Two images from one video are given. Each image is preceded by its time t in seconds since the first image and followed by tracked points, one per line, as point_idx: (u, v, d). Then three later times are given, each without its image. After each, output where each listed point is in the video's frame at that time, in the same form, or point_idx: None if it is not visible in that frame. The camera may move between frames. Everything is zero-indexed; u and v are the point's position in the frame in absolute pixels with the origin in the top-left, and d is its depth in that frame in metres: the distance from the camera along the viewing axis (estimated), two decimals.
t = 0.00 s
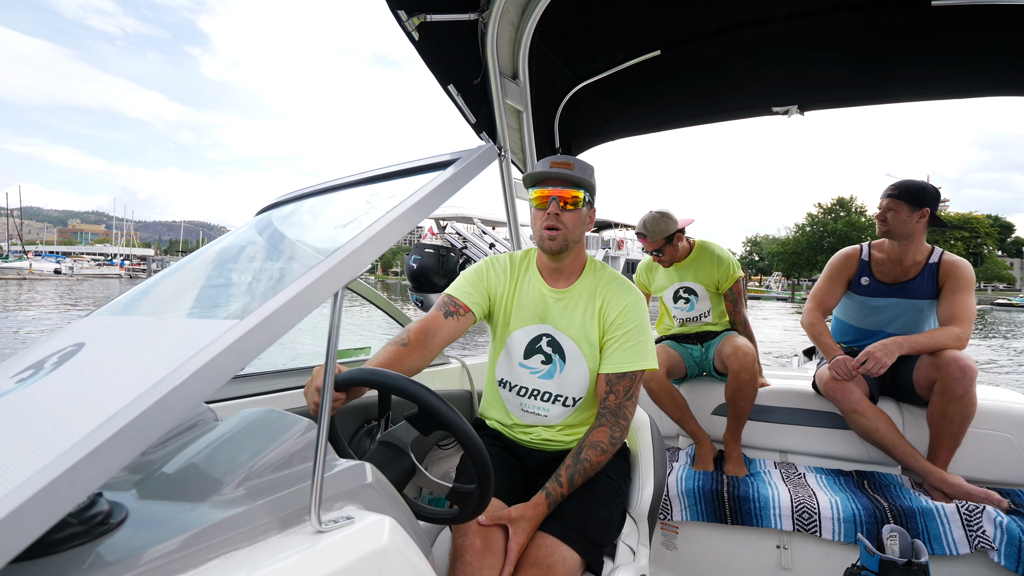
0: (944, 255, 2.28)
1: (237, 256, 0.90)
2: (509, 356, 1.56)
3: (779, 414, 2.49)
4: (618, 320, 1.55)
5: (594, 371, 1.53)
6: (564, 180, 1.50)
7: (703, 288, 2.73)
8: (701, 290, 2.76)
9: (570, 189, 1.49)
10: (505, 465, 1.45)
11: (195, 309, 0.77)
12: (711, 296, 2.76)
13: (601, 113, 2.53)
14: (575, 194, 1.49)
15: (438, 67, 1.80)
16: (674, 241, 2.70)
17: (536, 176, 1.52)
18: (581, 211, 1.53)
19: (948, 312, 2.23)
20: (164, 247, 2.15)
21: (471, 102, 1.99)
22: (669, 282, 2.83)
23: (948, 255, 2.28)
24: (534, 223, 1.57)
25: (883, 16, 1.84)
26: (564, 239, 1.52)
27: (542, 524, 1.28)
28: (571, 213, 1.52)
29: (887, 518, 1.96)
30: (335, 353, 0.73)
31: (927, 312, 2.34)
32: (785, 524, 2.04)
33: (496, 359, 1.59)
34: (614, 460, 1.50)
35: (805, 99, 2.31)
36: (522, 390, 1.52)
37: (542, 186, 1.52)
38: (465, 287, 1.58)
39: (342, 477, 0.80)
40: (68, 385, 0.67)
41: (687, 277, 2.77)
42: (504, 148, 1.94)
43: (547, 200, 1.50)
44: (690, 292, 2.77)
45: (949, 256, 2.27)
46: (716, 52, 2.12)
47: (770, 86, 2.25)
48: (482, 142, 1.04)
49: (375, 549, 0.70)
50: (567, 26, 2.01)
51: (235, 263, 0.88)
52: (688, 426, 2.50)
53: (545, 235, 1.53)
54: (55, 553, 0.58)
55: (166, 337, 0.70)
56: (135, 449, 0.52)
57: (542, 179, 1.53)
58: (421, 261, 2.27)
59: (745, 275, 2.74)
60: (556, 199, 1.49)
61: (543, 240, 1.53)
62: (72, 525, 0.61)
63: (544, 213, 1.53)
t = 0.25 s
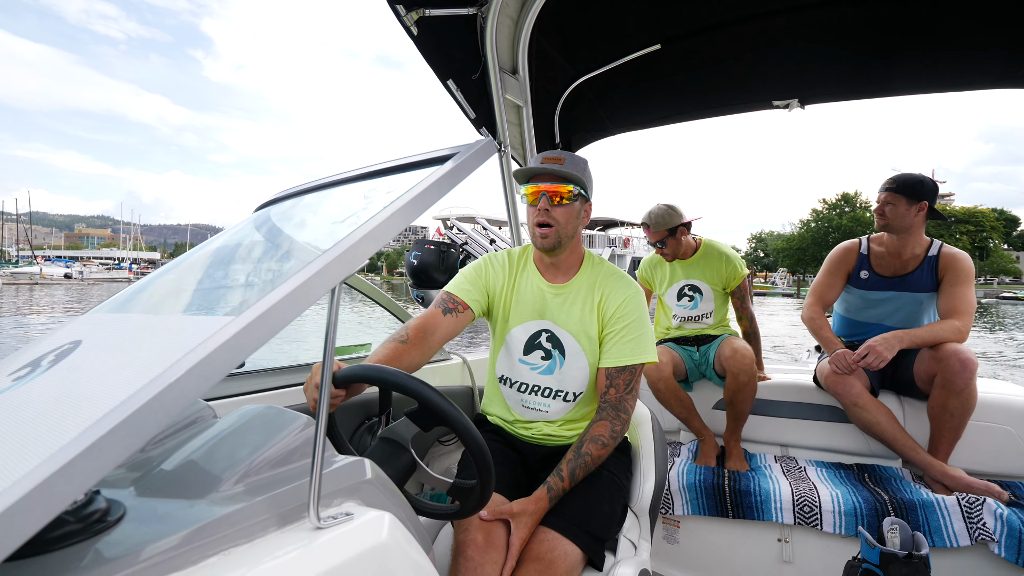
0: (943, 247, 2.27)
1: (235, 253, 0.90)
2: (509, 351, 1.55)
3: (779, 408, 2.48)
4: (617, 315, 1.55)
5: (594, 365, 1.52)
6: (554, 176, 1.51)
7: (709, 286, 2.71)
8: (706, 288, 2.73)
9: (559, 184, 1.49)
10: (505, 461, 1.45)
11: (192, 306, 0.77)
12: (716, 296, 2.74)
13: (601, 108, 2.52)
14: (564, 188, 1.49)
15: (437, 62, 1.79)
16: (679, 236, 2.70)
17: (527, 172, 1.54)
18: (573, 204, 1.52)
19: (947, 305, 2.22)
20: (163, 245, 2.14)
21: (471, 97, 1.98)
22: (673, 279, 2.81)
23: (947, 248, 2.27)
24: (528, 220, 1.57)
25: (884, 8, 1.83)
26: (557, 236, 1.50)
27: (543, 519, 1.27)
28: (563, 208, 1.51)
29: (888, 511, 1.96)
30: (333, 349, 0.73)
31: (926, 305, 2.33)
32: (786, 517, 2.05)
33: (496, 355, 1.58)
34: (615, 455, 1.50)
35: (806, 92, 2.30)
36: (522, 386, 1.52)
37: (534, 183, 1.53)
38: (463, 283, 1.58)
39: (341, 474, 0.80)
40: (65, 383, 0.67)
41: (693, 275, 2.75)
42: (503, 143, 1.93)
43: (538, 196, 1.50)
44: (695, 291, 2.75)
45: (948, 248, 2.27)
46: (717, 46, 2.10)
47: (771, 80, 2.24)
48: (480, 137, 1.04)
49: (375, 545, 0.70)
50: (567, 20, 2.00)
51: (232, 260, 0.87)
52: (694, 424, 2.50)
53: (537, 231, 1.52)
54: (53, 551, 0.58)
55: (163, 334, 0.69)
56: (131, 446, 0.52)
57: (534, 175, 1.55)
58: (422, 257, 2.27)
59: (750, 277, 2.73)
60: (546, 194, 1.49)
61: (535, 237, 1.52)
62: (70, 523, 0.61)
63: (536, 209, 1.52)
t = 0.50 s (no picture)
0: (940, 247, 2.28)
1: (233, 259, 0.90)
2: (507, 354, 1.56)
3: (778, 408, 2.49)
4: (615, 316, 1.55)
5: (593, 367, 1.53)
6: (553, 177, 1.51)
7: (707, 294, 2.73)
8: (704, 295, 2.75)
9: (558, 185, 1.50)
10: (505, 464, 1.45)
11: (191, 312, 0.77)
12: (714, 301, 2.75)
13: (598, 110, 2.53)
14: (561, 190, 1.50)
15: (434, 66, 1.80)
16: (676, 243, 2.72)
17: (525, 173, 1.54)
18: (570, 205, 1.52)
19: (944, 305, 2.23)
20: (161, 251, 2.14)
21: (468, 101, 1.99)
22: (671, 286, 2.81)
23: (944, 247, 2.29)
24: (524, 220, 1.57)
25: (877, 9, 1.84)
26: (554, 235, 1.51)
27: (543, 522, 1.28)
28: (561, 209, 1.51)
29: (887, 511, 1.97)
30: (332, 354, 0.73)
31: (923, 304, 2.34)
32: (785, 518, 2.05)
33: (495, 357, 1.59)
34: (614, 457, 1.50)
35: (801, 94, 2.31)
36: (520, 388, 1.53)
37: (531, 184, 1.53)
38: (461, 286, 1.58)
39: (341, 478, 0.80)
40: (66, 390, 0.67)
41: (691, 282, 2.77)
42: (501, 147, 1.94)
43: (535, 197, 1.50)
44: (693, 298, 2.76)
45: (945, 247, 2.27)
46: (712, 48, 2.12)
47: (769, 82, 2.25)
48: (478, 141, 1.04)
49: (375, 549, 0.70)
50: (563, 23, 2.01)
51: (231, 266, 0.88)
52: (693, 423, 2.52)
53: (534, 231, 1.52)
54: (55, 558, 0.58)
55: (163, 340, 0.70)
56: (133, 453, 0.52)
57: (532, 175, 1.55)
58: (420, 260, 2.27)
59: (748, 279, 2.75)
60: (544, 195, 1.49)
61: (533, 235, 1.53)
62: (72, 530, 0.61)
63: (533, 210, 1.53)
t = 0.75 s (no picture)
0: (945, 252, 2.29)
1: (236, 264, 0.91)
2: (510, 360, 1.56)
3: (781, 413, 2.49)
4: (618, 321, 1.55)
5: (596, 372, 1.53)
6: (562, 184, 1.51)
7: (723, 298, 2.78)
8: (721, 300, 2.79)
9: (567, 192, 1.50)
10: (507, 469, 1.45)
11: (195, 317, 0.77)
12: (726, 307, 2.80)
13: (599, 115, 2.53)
14: (572, 197, 1.50)
15: (436, 72, 1.81)
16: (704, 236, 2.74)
17: (532, 180, 1.54)
18: (578, 212, 1.53)
19: (949, 310, 2.23)
20: (165, 256, 2.15)
21: (470, 107, 2.00)
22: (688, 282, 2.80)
23: (949, 252, 2.29)
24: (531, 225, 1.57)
25: (877, 14, 1.85)
26: (562, 243, 1.52)
27: (546, 527, 1.28)
28: (569, 216, 1.52)
29: (891, 517, 1.96)
30: (335, 359, 0.73)
31: (928, 310, 2.34)
32: (789, 524, 2.04)
33: (497, 363, 1.59)
34: (616, 462, 1.50)
35: (802, 99, 2.32)
36: (523, 394, 1.53)
37: (539, 190, 1.53)
38: (465, 291, 1.59)
39: (345, 483, 0.80)
40: (71, 395, 0.67)
41: (709, 285, 2.78)
42: (503, 152, 1.94)
43: (545, 203, 1.50)
44: (708, 299, 2.78)
45: (950, 254, 2.28)
46: (714, 53, 2.12)
47: (770, 86, 2.25)
48: (481, 147, 1.05)
49: (379, 555, 0.70)
50: (565, 29, 2.02)
51: (234, 271, 0.88)
52: (697, 427, 2.50)
53: (542, 237, 1.53)
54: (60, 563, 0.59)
55: (167, 346, 0.70)
56: (138, 459, 0.52)
57: (539, 182, 1.55)
58: (421, 265, 2.28)
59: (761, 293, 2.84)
60: (553, 201, 1.49)
61: (541, 243, 1.53)
62: (77, 534, 0.61)
63: (541, 216, 1.52)
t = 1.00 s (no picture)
0: (945, 250, 2.28)
1: (233, 266, 0.91)
2: (511, 360, 1.56)
3: (782, 412, 2.48)
4: (619, 321, 1.55)
5: (596, 372, 1.53)
6: (574, 183, 1.52)
7: (737, 301, 2.77)
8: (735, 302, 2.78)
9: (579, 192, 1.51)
10: (508, 469, 1.45)
11: (192, 320, 0.78)
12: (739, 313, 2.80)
13: (599, 114, 2.53)
14: (584, 197, 1.50)
15: (435, 72, 1.81)
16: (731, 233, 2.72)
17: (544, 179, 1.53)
18: (589, 212, 1.53)
19: (950, 307, 2.23)
20: (167, 257, 2.15)
21: (469, 107, 2.00)
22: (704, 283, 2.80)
23: (950, 250, 2.28)
24: (540, 226, 1.56)
25: (875, 12, 1.85)
26: (575, 242, 1.52)
27: (546, 527, 1.28)
28: (581, 215, 1.52)
29: (892, 514, 1.96)
30: (332, 361, 0.73)
31: (928, 307, 2.34)
32: (790, 522, 2.04)
33: (498, 363, 1.59)
34: (617, 462, 1.49)
35: (802, 96, 2.31)
36: (523, 394, 1.53)
37: (552, 189, 1.52)
38: (465, 292, 1.59)
39: (342, 485, 0.80)
40: (69, 397, 0.67)
41: (724, 287, 2.77)
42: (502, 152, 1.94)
43: (558, 203, 1.50)
44: (722, 301, 2.77)
45: (951, 251, 2.27)
46: (713, 51, 2.12)
47: (770, 84, 2.25)
48: (477, 147, 1.04)
49: (376, 556, 0.70)
50: (563, 28, 2.02)
51: (231, 273, 0.88)
52: (699, 424, 2.52)
53: (554, 237, 1.52)
54: (56, 566, 0.58)
55: (163, 348, 0.70)
56: (132, 461, 0.52)
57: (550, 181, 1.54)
58: (421, 266, 2.27)
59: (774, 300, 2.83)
60: (568, 201, 1.49)
61: (553, 241, 1.52)
62: (72, 538, 0.61)
63: (553, 215, 1.52)
